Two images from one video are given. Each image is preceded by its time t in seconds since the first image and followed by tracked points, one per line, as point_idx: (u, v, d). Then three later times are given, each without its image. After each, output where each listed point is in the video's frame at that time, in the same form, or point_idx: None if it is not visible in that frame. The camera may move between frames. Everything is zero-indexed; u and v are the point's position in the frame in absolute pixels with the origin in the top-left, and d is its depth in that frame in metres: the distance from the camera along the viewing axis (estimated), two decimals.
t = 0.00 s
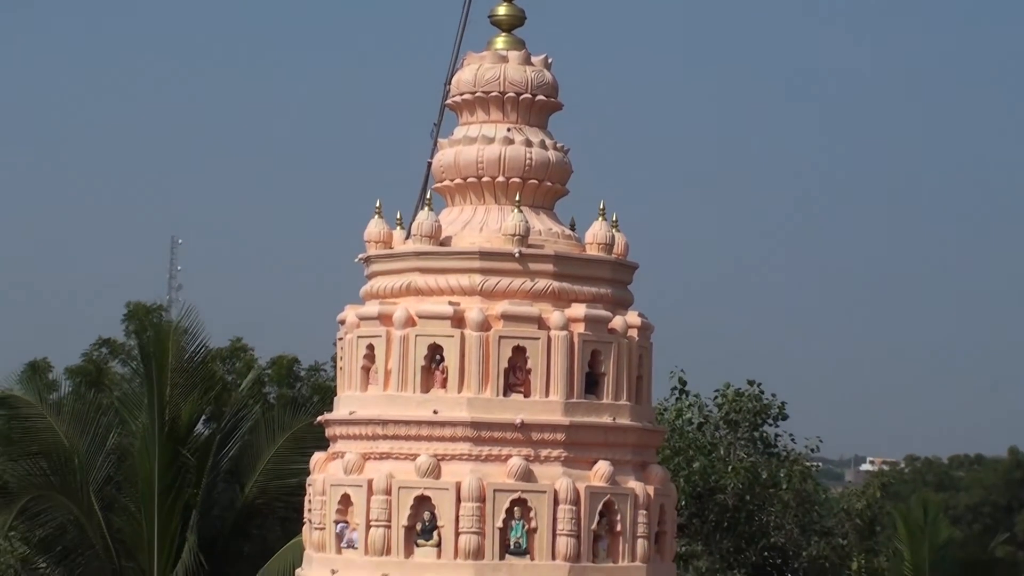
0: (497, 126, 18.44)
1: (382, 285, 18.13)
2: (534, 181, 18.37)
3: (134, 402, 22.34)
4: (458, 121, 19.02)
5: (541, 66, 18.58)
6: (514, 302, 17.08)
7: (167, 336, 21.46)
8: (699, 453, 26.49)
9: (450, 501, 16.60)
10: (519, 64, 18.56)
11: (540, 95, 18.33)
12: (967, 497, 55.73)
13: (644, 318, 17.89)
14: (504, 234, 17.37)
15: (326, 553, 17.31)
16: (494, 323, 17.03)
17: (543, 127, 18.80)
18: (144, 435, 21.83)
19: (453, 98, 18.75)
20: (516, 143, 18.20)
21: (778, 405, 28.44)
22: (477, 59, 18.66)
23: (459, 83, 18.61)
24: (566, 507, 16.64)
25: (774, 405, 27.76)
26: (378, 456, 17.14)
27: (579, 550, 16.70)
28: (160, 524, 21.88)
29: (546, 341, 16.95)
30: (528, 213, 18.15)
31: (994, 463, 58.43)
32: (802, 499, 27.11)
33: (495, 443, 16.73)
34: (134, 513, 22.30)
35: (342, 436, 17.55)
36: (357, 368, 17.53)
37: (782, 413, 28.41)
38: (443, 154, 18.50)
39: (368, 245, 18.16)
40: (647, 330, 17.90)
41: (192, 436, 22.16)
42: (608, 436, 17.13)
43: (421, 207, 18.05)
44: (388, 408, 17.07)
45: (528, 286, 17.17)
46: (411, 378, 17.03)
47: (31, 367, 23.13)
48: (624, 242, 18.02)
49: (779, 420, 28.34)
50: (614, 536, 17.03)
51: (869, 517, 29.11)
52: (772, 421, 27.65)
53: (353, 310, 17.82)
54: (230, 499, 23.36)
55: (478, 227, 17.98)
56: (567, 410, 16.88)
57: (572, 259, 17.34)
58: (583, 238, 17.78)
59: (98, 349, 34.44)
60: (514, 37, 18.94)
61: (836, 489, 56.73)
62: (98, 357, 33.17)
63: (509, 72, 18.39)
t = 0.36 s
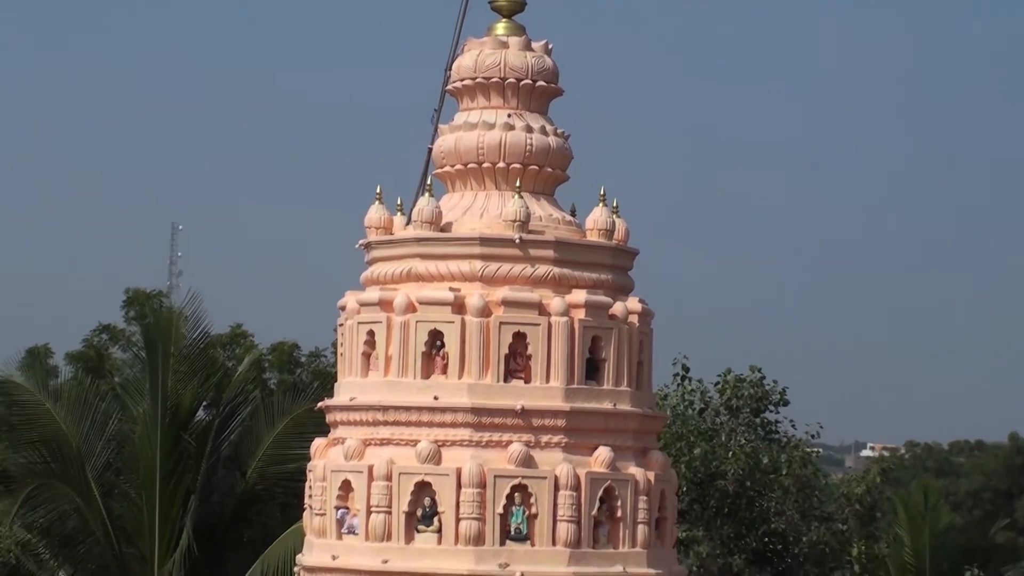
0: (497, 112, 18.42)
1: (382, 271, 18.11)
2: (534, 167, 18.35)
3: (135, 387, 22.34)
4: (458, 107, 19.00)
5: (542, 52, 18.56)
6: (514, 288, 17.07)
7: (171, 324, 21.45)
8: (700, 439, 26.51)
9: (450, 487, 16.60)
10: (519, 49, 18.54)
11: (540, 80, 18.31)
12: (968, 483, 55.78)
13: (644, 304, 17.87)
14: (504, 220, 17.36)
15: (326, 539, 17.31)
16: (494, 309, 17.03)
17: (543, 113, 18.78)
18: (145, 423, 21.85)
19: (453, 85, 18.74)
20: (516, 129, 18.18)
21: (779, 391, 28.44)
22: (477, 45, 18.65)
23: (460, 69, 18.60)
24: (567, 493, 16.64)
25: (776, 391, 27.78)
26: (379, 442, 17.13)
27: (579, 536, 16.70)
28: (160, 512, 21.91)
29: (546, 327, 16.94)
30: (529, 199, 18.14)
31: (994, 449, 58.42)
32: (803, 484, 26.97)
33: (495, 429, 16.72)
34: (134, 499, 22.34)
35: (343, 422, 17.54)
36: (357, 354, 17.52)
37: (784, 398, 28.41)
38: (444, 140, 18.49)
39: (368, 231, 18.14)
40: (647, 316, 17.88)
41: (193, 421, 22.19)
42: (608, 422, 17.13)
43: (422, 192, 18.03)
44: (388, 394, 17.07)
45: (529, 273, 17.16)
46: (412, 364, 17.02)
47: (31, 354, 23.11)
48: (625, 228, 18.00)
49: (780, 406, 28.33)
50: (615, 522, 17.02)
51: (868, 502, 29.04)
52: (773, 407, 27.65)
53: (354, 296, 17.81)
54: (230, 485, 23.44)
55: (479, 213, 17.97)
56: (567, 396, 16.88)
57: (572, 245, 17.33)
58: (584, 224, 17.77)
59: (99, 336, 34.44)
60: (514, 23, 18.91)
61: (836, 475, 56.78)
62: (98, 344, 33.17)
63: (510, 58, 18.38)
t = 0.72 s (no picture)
0: (498, 98, 18.41)
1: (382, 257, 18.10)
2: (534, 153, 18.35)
3: (136, 372, 22.34)
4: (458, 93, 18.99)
5: (542, 38, 18.55)
6: (514, 274, 17.07)
7: (175, 309, 21.46)
8: (700, 424, 26.52)
9: (450, 473, 16.60)
10: (520, 35, 18.53)
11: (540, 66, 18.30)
12: (968, 470, 55.83)
13: (644, 290, 17.87)
14: (505, 206, 17.35)
15: (326, 525, 17.31)
16: (494, 295, 17.02)
17: (543, 99, 18.77)
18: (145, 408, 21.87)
19: (453, 70, 18.73)
20: (517, 114, 18.18)
21: (779, 376, 28.45)
22: (478, 31, 18.64)
23: (460, 55, 18.59)
24: (567, 478, 16.66)
25: (776, 376, 27.79)
26: (379, 427, 17.13)
27: (579, 521, 16.71)
28: (160, 496, 22.14)
29: (546, 313, 16.94)
30: (529, 185, 18.14)
31: (994, 435, 58.45)
32: (803, 469, 27.02)
33: (496, 415, 16.73)
34: (135, 485, 22.35)
35: (343, 408, 17.54)
36: (357, 340, 17.51)
37: (784, 384, 28.41)
38: (444, 126, 18.48)
39: (368, 217, 18.13)
40: (647, 302, 17.88)
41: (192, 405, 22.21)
42: (608, 407, 17.13)
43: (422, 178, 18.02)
44: (388, 379, 17.07)
45: (529, 259, 17.15)
46: (412, 350, 17.02)
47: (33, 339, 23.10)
48: (625, 213, 18.00)
49: (779, 391, 28.34)
50: (615, 508, 17.03)
51: (868, 488, 28.98)
52: (773, 393, 27.67)
53: (354, 282, 17.79)
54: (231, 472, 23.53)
55: (479, 199, 17.96)
56: (567, 381, 16.88)
57: (572, 231, 17.32)
58: (584, 210, 17.77)
59: (98, 322, 34.45)
60: (514, 9, 18.90)
61: (837, 460, 56.82)
62: (98, 330, 33.16)
63: (510, 43, 18.37)
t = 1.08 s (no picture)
0: (498, 85, 18.40)
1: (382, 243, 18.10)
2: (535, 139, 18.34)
3: (135, 359, 22.36)
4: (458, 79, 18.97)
5: (542, 24, 18.54)
6: (515, 261, 17.06)
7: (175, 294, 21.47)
8: (700, 411, 26.53)
9: (450, 459, 16.60)
10: (520, 22, 18.52)
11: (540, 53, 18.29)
12: (969, 456, 55.86)
13: (644, 277, 17.87)
14: (505, 192, 17.34)
15: (327, 511, 17.32)
16: (495, 281, 17.02)
17: (543, 86, 18.76)
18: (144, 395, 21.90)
19: (453, 57, 18.72)
20: (517, 101, 18.17)
21: (779, 362, 28.46)
22: (478, 17, 18.62)
23: (460, 42, 18.58)
24: (568, 465, 16.66)
25: (776, 361, 27.81)
26: (380, 414, 17.14)
27: (579, 507, 16.72)
28: (161, 481, 22.23)
29: (547, 299, 16.94)
30: (529, 171, 18.13)
31: (994, 422, 58.47)
32: (803, 455, 27.01)
33: (496, 401, 16.73)
34: (136, 472, 22.40)
35: (343, 395, 17.54)
36: (358, 326, 17.51)
37: (783, 370, 28.42)
38: (444, 112, 18.47)
39: (368, 203, 18.13)
40: (648, 288, 17.88)
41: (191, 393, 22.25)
42: (608, 393, 17.13)
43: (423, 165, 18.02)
44: (389, 365, 17.07)
45: (529, 245, 17.15)
46: (412, 336, 17.02)
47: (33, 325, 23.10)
48: (625, 200, 17.99)
49: (779, 377, 28.35)
50: (615, 494, 17.03)
51: (868, 475, 28.93)
52: (772, 379, 27.67)
53: (354, 268, 17.79)
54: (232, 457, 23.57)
55: (479, 185, 17.95)
56: (568, 368, 16.88)
57: (573, 217, 17.32)
58: (584, 196, 17.76)
59: (99, 309, 34.44)
60: None
61: (838, 446, 56.83)
62: (98, 317, 33.15)
63: (510, 30, 18.36)
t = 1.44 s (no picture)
0: (498, 74, 18.40)
1: (383, 232, 18.09)
2: (535, 129, 18.33)
3: (136, 348, 22.40)
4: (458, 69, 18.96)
5: (543, 13, 18.54)
6: (515, 250, 17.06)
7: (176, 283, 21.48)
8: (700, 399, 26.55)
9: (450, 448, 16.61)
10: (520, 11, 18.51)
11: (540, 42, 18.29)
12: (969, 445, 55.94)
13: (645, 266, 17.87)
14: (505, 182, 17.33)
15: (327, 500, 17.33)
16: (495, 271, 17.02)
17: (544, 75, 18.76)
18: (145, 383, 21.93)
19: (454, 46, 18.72)
20: (517, 90, 18.17)
21: (779, 352, 28.47)
22: (478, 6, 18.62)
23: (460, 31, 18.58)
24: (568, 454, 16.67)
25: (776, 350, 27.82)
26: (380, 403, 17.14)
27: (580, 496, 16.72)
28: (162, 469, 22.26)
29: (547, 289, 16.94)
30: (530, 160, 18.12)
31: (994, 411, 58.50)
32: (803, 445, 27.02)
33: (497, 390, 16.74)
34: (136, 459, 22.43)
35: (344, 384, 17.55)
36: (359, 315, 17.51)
37: (783, 360, 28.43)
38: (444, 101, 18.47)
39: (369, 192, 18.13)
40: (648, 278, 17.88)
41: (191, 382, 22.28)
42: (609, 382, 17.14)
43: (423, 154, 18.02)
44: (390, 355, 17.08)
45: (530, 234, 17.14)
46: (413, 326, 17.02)
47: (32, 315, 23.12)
48: (626, 189, 17.99)
49: (779, 366, 28.36)
50: (615, 483, 17.04)
51: (868, 464, 28.88)
52: (772, 368, 27.68)
53: (355, 257, 17.79)
54: (233, 445, 23.51)
55: (479, 174, 17.95)
56: (568, 357, 16.89)
57: (573, 207, 17.32)
58: (585, 185, 17.76)
59: (99, 298, 34.44)
60: None
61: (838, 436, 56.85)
62: (99, 306, 33.15)
63: (511, 19, 18.36)
